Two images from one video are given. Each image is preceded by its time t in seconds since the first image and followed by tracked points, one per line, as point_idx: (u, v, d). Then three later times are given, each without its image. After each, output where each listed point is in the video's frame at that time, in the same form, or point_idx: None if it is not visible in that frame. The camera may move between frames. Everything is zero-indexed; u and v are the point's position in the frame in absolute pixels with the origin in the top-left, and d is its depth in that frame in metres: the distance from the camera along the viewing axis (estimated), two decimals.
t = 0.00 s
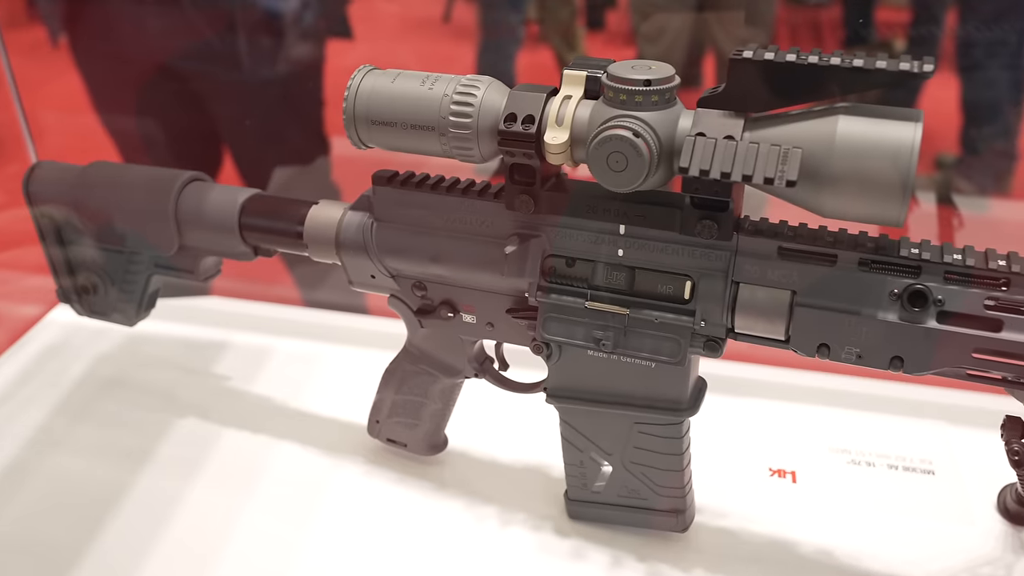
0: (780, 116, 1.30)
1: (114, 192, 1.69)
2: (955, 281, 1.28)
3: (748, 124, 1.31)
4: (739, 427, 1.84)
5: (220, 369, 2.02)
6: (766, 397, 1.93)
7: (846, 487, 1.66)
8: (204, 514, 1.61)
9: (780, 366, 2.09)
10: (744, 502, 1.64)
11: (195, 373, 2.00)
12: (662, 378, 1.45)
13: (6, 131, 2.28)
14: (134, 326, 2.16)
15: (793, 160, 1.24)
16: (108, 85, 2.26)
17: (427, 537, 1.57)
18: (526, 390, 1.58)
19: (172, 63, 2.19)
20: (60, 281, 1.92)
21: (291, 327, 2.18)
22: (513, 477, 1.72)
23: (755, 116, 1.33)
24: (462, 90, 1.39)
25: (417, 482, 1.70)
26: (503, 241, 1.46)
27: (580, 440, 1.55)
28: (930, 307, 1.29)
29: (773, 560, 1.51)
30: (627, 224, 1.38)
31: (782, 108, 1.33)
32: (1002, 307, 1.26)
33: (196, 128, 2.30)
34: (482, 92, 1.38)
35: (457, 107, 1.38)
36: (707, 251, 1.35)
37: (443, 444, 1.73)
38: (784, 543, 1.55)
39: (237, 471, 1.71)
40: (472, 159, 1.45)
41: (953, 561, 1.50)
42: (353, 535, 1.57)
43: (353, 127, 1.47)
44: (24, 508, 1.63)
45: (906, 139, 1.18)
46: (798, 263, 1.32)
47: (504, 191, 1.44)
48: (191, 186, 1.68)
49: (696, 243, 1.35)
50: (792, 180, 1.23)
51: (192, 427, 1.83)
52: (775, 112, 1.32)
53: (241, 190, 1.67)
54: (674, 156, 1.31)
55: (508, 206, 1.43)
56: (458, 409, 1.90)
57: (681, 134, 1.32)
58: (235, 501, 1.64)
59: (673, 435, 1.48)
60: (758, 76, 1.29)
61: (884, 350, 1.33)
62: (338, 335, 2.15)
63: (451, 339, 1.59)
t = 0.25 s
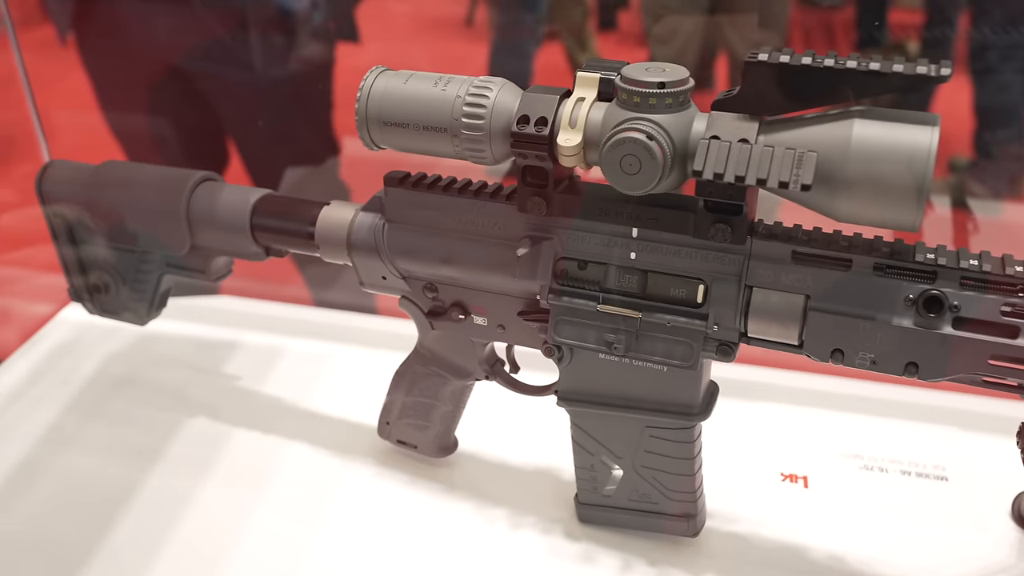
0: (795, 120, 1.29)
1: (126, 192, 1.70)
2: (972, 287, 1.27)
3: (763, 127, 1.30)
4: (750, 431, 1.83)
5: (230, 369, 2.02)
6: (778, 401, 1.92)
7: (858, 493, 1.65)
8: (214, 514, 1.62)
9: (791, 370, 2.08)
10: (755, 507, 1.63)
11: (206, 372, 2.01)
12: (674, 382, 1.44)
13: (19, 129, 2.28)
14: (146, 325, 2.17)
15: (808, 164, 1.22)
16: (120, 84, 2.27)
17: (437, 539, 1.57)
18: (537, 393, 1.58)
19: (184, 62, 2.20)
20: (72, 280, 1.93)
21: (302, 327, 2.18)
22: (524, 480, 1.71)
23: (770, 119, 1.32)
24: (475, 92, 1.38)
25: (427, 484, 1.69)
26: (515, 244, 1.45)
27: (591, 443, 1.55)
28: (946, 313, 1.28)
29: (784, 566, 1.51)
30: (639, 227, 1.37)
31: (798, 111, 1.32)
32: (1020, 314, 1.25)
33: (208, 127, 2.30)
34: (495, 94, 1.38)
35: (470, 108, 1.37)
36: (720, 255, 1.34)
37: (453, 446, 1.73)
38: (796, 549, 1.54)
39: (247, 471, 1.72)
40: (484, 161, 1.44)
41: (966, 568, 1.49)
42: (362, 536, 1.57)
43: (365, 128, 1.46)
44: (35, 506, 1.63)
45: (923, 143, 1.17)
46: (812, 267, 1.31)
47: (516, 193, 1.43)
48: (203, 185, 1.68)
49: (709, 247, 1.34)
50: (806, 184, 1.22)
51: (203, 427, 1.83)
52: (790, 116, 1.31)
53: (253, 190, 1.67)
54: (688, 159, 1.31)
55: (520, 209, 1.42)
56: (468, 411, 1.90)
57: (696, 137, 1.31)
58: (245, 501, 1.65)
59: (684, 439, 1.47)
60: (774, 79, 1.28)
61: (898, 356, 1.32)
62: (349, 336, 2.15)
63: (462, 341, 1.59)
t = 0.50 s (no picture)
0: (818, 121, 1.27)
1: (141, 191, 1.69)
2: (996, 292, 1.25)
3: (785, 129, 1.29)
4: (766, 435, 1.81)
5: (244, 369, 2.02)
6: (794, 405, 1.90)
7: (876, 499, 1.64)
8: (228, 515, 1.61)
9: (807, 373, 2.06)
10: (772, 512, 1.62)
11: (219, 372, 2.01)
12: (692, 386, 1.43)
13: (36, 129, 2.29)
14: (159, 324, 2.17)
15: (831, 167, 1.21)
16: (133, 83, 2.26)
17: (452, 542, 1.56)
18: (553, 395, 1.57)
19: (197, 63, 2.19)
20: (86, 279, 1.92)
21: (315, 327, 2.18)
22: (538, 483, 1.70)
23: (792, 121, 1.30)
24: (494, 92, 1.37)
25: (441, 485, 1.69)
26: (532, 245, 1.44)
27: (607, 446, 1.54)
28: (969, 318, 1.26)
29: (801, 572, 1.49)
30: (658, 229, 1.36)
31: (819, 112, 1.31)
32: None
33: (223, 126, 2.30)
34: (513, 94, 1.37)
35: (488, 109, 1.36)
36: (740, 258, 1.33)
37: (467, 448, 1.72)
38: (813, 555, 1.53)
39: (261, 471, 1.71)
40: (502, 162, 1.43)
41: None
42: (376, 538, 1.56)
43: (382, 128, 1.45)
44: (49, 506, 1.63)
45: (948, 146, 1.16)
46: (833, 271, 1.30)
47: (534, 195, 1.42)
48: (218, 185, 1.67)
49: (729, 250, 1.33)
50: (829, 186, 1.20)
51: (216, 427, 1.83)
52: (812, 117, 1.29)
53: (269, 190, 1.67)
54: (708, 161, 1.29)
55: (537, 210, 1.41)
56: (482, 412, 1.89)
57: (716, 139, 1.29)
58: (258, 502, 1.64)
59: (702, 443, 1.46)
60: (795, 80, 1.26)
61: (920, 361, 1.31)
62: (362, 336, 2.14)
63: (477, 343, 1.58)
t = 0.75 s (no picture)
0: (838, 124, 1.27)
1: (158, 190, 1.70)
2: (1017, 295, 1.24)
3: (805, 131, 1.28)
4: (780, 437, 1.81)
5: (258, 368, 2.02)
6: (808, 408, 1.90)
7: (892, 502, 1.63)
8: (243, 514, 1.61)
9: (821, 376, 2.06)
10: (787, 514, 1.61)
11: (233, 371, 2.01)
12: (709, 388, 1.43)
13: (50, 128, 2.30)
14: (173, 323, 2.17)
15: (853, 169, 1.20)
16: (147, 82, 2.26)
17: (467, 543, 1.56)
18: (569, 397, 1.57)
19: (211, 62, 2.19)
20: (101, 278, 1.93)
21: (328, 326, 2.18)
22: (553, 484, 1.70)
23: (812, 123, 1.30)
24: (512, 93, 1.37)
25: (456, 486, 1.69)
26: (550, 246, 1.44)
27: (623, 448, 1.54)
28: (989, 321, 1.26)
29: None
30: (677, 231, 1.35)
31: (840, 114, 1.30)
32: None
33: (236, 126, 2.30)
34: (532, 95, 1.37)
35: (507, 110, 1.36)
36: (759, 260, 1.33)
37: (482, 449, 1.72)
38: (829, 558, 1.52)
39: (276, 470, 1.71)
40: (520, 163, 1.43)
41: None
42: (391, 538, 1.56)
43: (400, 129, 1.45)
44: (64, 504, 1.64)
45: (970, 149, 1.15)
46: (853, 274, 1.29)
47: (552, 196, 1.42)
48: (235, 184, 1.67)
49: (748, 252, 1.33)
50: (850, 189, 1.20)
51: (231, 425, 1.83)
52: (832, 120, 1.29)
53: (285, 189, 1.67)
54: (728, 163, 1.29)
55: (556, 211, 1.41)
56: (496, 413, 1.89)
57: (736, 141, 1.29)
58: (273, 501, 1.64)
59: (718, 445, 1.46)
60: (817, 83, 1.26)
61: (940, 364, 1.30)
62: (375, 336, 2.14)
63: (494, 343, 1.58)
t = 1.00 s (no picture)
0: (858, 125, 1.26)
1: (174, 189, 1.70)
2: None
3: (825, 133, 1.28)
4: (795, 439, 1.81)
5: (272, 367, 2.02)
6: (822, 410, 1.90)
7: (907, 505, 1.63)
8: (257, 512, 1.61)
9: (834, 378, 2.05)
10: (802, 516, 1.61)
11: (247, 370, 2.01)
12: (726, 389, 1.43)
13: (64, 126, 2.30)
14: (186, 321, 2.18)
15: (874, 171, 1.20)
16: (160, 82, 2.27)
17: (482, 543, 1.56)
18: (584, 397, 1.57)
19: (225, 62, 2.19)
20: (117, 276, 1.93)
21: (341, 326, 2.18)
22: (567, 484, 1.70)
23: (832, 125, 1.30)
24: (531, 93, 1.37)
25: (470, 486, 1.69)
26: (567, 247, 1.44)
27: (638, 449, 1.54)
28: (1010, 323, 1.25)
29: None
30: (695, 232, 1.35)
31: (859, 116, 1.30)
32: None
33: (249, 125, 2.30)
34: (551, 95, 1.36)
35: (526, 110, 1.36)
36: (777, 262, 1.33)
37: (496, 449, 1.72)
38: (844, 560, 1.52)
39: (290, 469, 1.72)
40: (538, 163, 1.43)
41: None
42: (405, 538, 1.56)
43: (418, 129, 1.45)
44: (79, 501, 1.64)
45: (992, 151, 1.15)
46: (872, 276, 1.29)
47: (570, 196, 1.42)
48: (251, 183, 1.68)
49: (766, 253, 1.32)
50: (871, 191, 1.19)
51: (245, 424, 1.83)
52: (852, 121, 1.29)
53: (302, 188, 1.67)
54: (748, 164, 1.29)
55: (573, 211, 1.41)
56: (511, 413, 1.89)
57: (756, 142, 1.29)
58: (287, 500, 1.64)
59: (734, 447, 1.46)
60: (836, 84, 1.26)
61: (959, 367, 1.30)
62: (387, 336, 2.14)
63: (509, 343, 1.58)
